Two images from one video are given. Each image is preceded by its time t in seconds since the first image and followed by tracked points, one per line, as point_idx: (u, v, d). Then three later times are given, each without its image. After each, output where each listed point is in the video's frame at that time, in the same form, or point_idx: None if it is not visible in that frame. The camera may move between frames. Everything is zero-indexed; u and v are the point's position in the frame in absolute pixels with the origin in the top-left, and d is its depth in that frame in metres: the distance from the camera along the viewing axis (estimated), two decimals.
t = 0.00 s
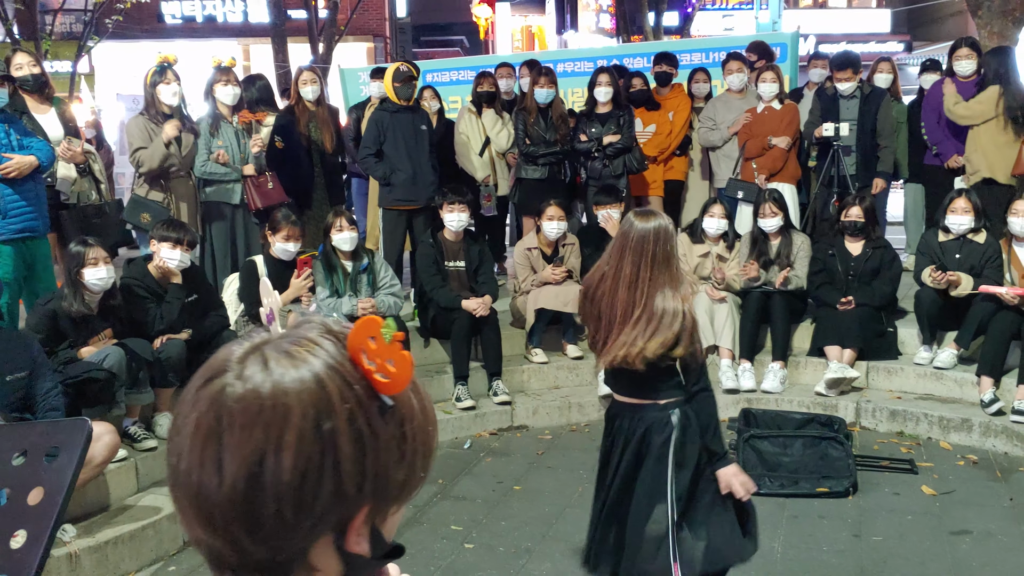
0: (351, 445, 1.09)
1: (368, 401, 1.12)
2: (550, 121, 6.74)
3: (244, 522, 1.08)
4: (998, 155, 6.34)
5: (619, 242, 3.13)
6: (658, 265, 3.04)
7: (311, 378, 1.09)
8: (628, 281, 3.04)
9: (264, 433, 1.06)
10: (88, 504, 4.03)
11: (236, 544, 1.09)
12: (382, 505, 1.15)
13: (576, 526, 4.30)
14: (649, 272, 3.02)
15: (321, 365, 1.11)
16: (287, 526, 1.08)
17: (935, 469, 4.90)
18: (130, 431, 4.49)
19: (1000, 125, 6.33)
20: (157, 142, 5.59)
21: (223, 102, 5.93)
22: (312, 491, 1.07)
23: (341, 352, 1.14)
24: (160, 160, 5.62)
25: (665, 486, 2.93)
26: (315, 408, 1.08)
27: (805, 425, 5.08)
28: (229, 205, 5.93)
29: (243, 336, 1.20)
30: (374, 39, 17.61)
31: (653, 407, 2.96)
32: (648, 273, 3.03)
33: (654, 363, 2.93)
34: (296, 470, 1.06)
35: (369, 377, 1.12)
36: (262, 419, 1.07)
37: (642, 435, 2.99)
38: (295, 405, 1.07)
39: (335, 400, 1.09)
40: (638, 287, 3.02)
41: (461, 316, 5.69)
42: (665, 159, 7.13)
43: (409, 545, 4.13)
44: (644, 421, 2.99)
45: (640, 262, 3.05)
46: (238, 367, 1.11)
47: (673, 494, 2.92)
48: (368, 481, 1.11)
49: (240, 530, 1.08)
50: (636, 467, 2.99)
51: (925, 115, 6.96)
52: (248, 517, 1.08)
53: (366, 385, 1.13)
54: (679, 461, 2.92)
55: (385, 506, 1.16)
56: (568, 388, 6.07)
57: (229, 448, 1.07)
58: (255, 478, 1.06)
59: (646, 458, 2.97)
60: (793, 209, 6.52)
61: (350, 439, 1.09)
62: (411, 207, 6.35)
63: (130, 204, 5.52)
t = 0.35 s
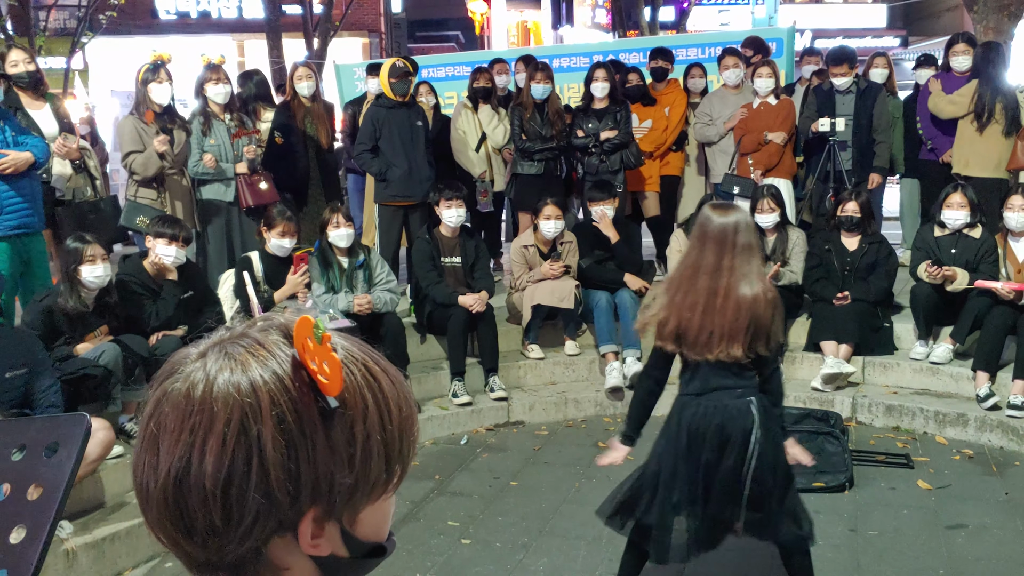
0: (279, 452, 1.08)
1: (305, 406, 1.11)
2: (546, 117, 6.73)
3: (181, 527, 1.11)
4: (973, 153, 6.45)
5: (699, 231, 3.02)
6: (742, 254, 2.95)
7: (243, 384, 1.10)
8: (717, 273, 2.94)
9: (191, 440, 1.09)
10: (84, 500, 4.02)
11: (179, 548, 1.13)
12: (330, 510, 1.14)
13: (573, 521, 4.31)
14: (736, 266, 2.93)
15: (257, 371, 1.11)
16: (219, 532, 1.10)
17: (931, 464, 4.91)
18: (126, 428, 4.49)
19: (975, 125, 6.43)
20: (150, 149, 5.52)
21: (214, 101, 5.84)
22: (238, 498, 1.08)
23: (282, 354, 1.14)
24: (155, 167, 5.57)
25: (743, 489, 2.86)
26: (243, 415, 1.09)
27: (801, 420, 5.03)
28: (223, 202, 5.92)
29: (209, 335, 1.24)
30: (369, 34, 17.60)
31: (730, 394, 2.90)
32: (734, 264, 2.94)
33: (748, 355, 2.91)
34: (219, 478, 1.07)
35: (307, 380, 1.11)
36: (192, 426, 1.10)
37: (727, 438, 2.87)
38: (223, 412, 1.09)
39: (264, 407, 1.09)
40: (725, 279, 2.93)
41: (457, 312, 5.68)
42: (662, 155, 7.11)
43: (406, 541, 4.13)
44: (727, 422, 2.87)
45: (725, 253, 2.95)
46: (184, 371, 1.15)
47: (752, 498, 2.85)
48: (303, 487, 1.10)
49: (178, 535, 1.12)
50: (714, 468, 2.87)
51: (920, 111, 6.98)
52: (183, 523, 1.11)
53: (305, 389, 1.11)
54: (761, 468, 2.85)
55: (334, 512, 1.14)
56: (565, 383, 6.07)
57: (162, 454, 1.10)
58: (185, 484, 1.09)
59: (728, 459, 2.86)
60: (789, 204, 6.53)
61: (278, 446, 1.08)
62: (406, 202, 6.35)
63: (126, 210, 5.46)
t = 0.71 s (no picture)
0: (287, 445, 1.09)
1: (314, 400, 1.12)
2: (547, 115, 6.73)
3: (186, 515, 1.12)
4: (973, 149, 6.46)
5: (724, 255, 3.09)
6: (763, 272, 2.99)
7: (254, 376, 1.12)
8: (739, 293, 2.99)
9: (200, 429, 1.10)
10: (86, 497, 4.03)
11: (183, 536, 1.13)
12: (333, 505, 1.14)
13: (573, 518, 4.32)
14: (756, 282, 2.97)
15: (269, 364, 1.13)
16: (224, 522, 1.10)
17: (931, 461, 4.92)
18: (126, 425, 4.49)
19: (977, 121, 6.44)
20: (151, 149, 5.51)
21: (219, 98, 5.86)
22: (244, 488, 1.09)
23: (295, 348, 1.15)
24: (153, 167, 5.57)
25: (772, 508, 2.84)
26: (253, 407, 1.10)
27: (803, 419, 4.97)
28: (224, 199, 5.92)
29: (222, 329, 1.25)
30: (370, 32, 17.57)
31: (751, 408, 2.90)
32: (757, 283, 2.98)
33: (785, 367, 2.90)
34: (226, 467, 1.08)
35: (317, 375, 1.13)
36: (202, 414, 1.11)
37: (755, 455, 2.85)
38: (234, 403, 1.10)
39: (274, 400, 1.10)
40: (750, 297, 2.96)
41: (458, 310, 5.69)
42: (662, 152, 7.11)
43: (406, 538, 4.14)
44: (755, 437, 2.86)
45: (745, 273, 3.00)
46: (196, 361, 1.17)
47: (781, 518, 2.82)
48: (309, 481, 1.11)
49: (184, 523, 1.13)
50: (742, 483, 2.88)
51: (921, 109, 6.99)
52: (189, 511, 1.12)
53: (315, 385, 1.13)
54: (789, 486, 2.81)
55: (338, 507, 1.15)
56: (565, 381, 6.07)
57: (171, 442, 1.12)
58: (192, 472, 1.10)
59: (757, 476, 2.85)
60: (789, 201, 6.53)
61: (286, 438, 1.09)
62: (408, 199, 6.36)
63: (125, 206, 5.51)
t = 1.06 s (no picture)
0: (272, 445, 1.10)
1: (303, 402, 1.13)
2: (540, 114, 6.73)
3: (179, 511, 1.14)
4: (968, 150, 6.49)
5: (703, 241, 3.08)
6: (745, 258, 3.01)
7: (245, 377, 1.13)
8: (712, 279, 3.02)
9: (190, 427, 1.12)
10: (79, 497, 4.03)
11: (177, 532, 1.16)
12: (322, 505, 1.15)
13: (566, 517, 4.33)
14: (744, 273, 2.99)
15: (261, 366, 1.14)
16: (213, 518, 1.13)
17: (923, 459, 4.94)
18: (119, 424, 4.52)
19: (975, 122, 6.45)
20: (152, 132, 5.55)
21: (209, 95, 5.83)
22: (230, 486, 1.11)
23: (286, 349, 1.16)
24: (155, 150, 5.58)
25: (749, 502, 2.99)
26: (241, 407, 1.11)
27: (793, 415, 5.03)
28: (218, 198, 5.92)
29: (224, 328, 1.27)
30: (364, 31, 17.55)
31: (732, 401, 3.03)
32: (737, 274, 3.00)
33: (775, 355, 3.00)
34: (213, 465, 1.10)
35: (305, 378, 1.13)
36: (193, 414, 1.13)
37: (737, 450, 2.99)
38: (223, 402, 1.12)
39: (262, 401, 1.11)
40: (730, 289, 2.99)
41: (451, 309, 5.70)
42: (656, 152, 7.11)
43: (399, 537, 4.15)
44: (736, 433, 3.00)
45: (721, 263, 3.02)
46: (193, 360, 1.19)
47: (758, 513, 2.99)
48: (295, 482, 1.12)
49: (176, 519, 1.15)
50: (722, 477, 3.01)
51: (915, 109, 6.99)
52: (180, 507, 1.14)
53: (305, 386, 1.13)
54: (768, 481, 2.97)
55: (327, 508, 1.15)
56: (558, 380, 6.08)
57: (164, 439, 1.14)
58: (182, 469, 1.13)
59: (736, 473, 3.00)
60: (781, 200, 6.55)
61: (271, 438, 1.11)
62: (401, 199, 6.36)
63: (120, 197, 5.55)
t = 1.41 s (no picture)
0: (262, 432, 1.10)
1: (291, 388, 1.13)
2: (529, 113, 6.72)
3: (166, 502, 1.13)
4: (954, 149, 6.52)
5: (714, 231, 3.09)
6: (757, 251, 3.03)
7: (232, 366, 1.13)
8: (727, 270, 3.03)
9: (176, 417, 1.11)
10: (66, 498, 4.01)
11: (164, 523, 1.15)
12: (311, 491, 1.15)
13: (556, 516, 4.33)
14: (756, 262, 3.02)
15: (249, 356, 1.13)
16: (201, 508, 1.12)
17: (910, 456, 4.97)
18: (108, 424, 4.51)
19: (966, 121, 6.47)
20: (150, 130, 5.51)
21: (196, 95, 5.82)
22: (219, 474, 1.10)
23: (272, 338, 1.16)
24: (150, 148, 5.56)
25: (732, 490, 3.12)
26: (228, 395, 1.11)
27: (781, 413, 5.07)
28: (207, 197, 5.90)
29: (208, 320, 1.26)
30: (352, 30, 17.52)
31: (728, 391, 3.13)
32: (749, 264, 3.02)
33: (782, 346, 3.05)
34: (201, 454, 1.10)
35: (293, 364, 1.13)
36: (179, 402, 1.12)
37: (725, 440, 3.11)
38: (210, 390, 1.11)
39: (250, 387, 1.11)
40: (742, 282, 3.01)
41: (440, 308, 5.69)
42: (645, 151, 7.14)
43: (388, 536, 4.14)
44: (725, 423, 3.11)
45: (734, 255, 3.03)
46: (177, 352, 1.18)
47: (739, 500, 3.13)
48: (284, 468, 1.12)
49: (162, 510, 1.14)
50: (708, 464, 3.14)
51: (902, 107, 7.01)
52: (167, 498, 1.13)
53: (292, 373, 1.13)
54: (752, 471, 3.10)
55: (315, 494, 1.15)
56: (547, 378, 6.09)
57: (150, 429, 1.13)
58: (169, 460, 1.12)
59: (722, 461, 3.12)
60: (769, 199, 6.57)
61: (260, 425, 1.10)
62: (389, 198, 6.35)
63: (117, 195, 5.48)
